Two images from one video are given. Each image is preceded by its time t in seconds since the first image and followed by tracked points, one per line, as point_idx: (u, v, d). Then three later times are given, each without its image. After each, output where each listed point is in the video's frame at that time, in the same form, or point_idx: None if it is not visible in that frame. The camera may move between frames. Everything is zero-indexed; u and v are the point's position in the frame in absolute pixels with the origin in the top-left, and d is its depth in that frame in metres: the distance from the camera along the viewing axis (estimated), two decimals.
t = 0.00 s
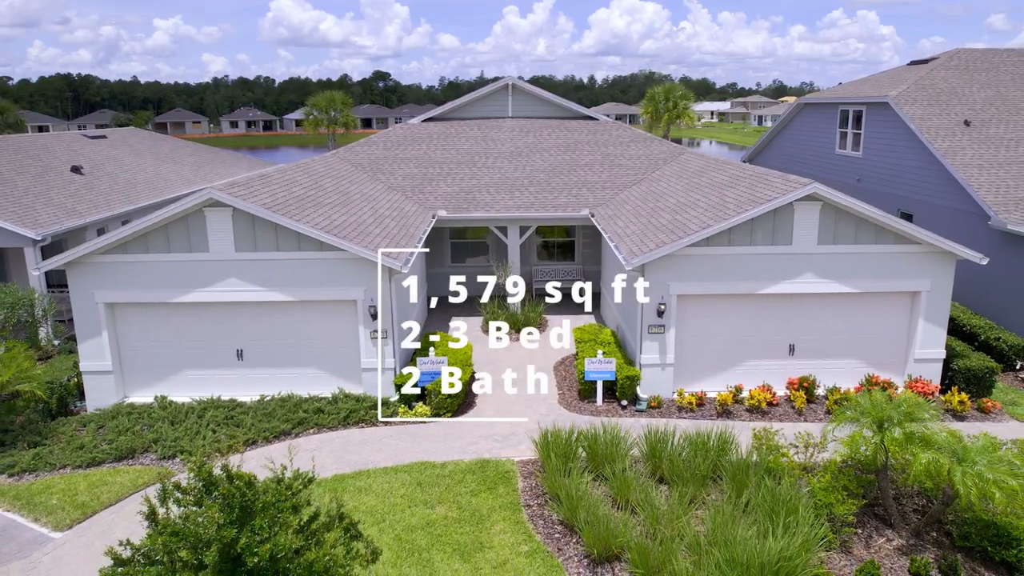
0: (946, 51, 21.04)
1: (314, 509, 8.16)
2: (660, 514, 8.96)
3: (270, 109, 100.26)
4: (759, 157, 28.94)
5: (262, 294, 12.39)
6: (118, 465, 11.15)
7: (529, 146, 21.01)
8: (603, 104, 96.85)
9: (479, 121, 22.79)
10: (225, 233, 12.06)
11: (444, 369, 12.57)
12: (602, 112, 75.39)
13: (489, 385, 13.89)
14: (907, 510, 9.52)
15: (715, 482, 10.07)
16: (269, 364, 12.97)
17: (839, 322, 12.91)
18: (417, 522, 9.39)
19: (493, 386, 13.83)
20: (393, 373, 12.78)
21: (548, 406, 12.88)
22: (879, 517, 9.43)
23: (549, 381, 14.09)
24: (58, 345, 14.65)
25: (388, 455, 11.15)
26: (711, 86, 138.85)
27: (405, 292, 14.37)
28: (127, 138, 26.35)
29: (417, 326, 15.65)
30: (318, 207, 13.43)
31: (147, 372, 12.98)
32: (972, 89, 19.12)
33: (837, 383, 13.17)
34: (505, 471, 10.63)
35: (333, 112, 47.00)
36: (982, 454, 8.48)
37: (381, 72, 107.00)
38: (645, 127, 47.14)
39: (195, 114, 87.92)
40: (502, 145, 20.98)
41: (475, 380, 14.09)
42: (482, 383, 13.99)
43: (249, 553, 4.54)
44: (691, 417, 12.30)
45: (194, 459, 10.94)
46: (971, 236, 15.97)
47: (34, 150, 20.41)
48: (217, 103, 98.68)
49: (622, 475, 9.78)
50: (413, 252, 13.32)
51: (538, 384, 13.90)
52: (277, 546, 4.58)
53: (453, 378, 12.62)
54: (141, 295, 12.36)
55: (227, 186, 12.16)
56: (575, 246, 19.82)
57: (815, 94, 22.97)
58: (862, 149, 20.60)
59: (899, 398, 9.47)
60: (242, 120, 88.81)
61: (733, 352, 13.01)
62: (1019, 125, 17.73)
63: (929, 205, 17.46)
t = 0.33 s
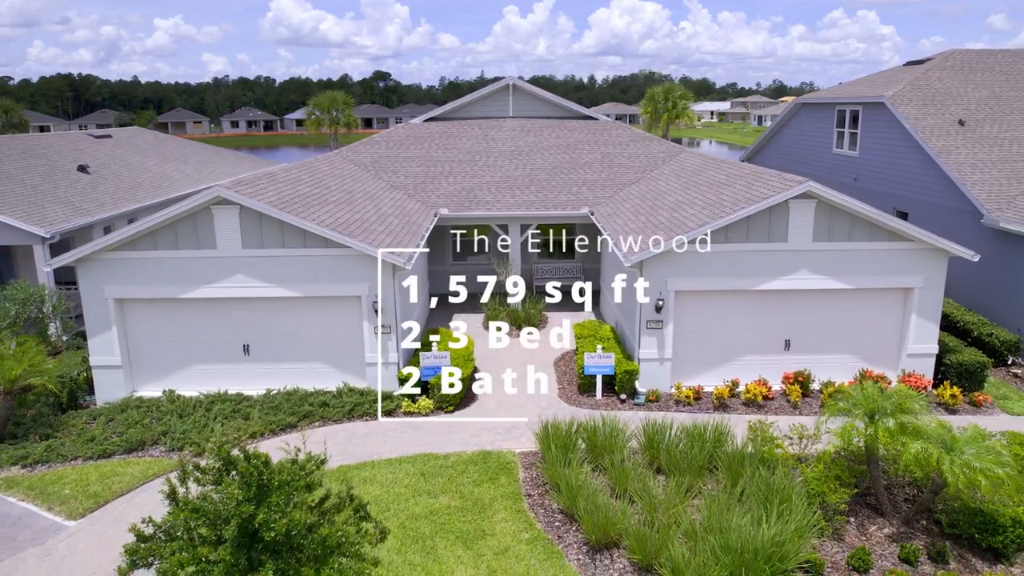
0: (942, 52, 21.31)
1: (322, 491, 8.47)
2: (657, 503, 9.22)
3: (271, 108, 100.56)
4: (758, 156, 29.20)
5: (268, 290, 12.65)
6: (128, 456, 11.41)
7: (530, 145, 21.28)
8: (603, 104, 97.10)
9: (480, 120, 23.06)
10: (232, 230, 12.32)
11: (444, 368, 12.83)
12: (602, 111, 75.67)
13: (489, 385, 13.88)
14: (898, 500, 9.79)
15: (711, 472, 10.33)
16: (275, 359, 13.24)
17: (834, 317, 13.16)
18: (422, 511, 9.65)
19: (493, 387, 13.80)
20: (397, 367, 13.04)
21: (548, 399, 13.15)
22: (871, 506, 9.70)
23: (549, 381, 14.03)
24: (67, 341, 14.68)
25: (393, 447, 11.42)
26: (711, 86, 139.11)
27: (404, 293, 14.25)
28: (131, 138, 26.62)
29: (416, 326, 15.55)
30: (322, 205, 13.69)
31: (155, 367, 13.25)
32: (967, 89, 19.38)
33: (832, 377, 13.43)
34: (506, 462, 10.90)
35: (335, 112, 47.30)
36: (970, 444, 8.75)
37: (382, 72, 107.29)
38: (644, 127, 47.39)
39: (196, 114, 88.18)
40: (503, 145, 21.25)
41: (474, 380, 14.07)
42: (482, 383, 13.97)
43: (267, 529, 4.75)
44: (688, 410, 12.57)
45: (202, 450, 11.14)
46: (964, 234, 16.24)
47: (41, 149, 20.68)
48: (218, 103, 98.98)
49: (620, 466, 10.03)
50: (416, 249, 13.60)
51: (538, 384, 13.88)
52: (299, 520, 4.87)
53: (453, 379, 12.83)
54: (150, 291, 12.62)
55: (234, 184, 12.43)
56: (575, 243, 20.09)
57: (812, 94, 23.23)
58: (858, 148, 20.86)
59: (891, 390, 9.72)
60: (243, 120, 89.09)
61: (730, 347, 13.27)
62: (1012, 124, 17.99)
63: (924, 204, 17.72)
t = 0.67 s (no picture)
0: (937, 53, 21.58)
1: (330, 475, 8.82)
2: (654, 491, 9.48)
3: (272, 108, 100.83)
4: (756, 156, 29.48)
5: (274, 286, 12.93)
6: (137, 448, 11.72)
7: (530, 144, 21.55)
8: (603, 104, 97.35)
9: (480, 120, 23.33)
10: (238, 227, 12.59)
11: (444, 368, 13.07)
12: (602, 111, 75.95)
13: (489, 385, 13.82)
14: (888, 489, 10.09)
15: (707, 463, 10.60)
16: (281, 354, 13.51)
17: (828, 312, 13.43)
18: (424, 500, 9.94)
19: (493, 386, 13.75)
20: (400, 361, 13.33)
21: (548, 393, 13.44)
22: (862, 495, 9.99)
23: (550, 381, 14.00)
24: (75, 337, 14.72)
25: (396, 438, 11.71)
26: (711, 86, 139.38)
27: (404, 292, 14.06)
28: (135, 137, 26.88)
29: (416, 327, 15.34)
30: (327, 203, 13.97)
31: (163, 361, 13.51)
32: (961, 89, 19.66)
33: (825, 371, 13.71)
34: (507, 453, 11.20)
35: (337, 112, 47.57)
36: (957, 433, 9.05)
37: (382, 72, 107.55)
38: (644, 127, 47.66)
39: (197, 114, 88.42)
40: (504, 144, 21.51)
41: (475, 380, 14.03)
42: (482, 383, 13.93)
43: (281, 505, 5.05)
44: (685, 403, 12.84)
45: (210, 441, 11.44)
46: (957, 232, 16.50)
47: (48, 148, 20.93)
48: (219, 103, 99.24)
49: (618, 456, 10.31)
50: (418, 246, 13.89)
51: (538, 383, 13.93)
52: (312, 497, 5.17)
53: (453, 379, 13.11)
54: (159, 287, 12.89)
55: (240, 182, 12.70)
56: (574, 241, 20.37)
57: (809, 94, 23.52)
58: (854, 147, 21.14)
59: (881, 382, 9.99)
60: (244, 120, 89.35)
61: (726, 341, 13.54)
62: (1006, 124, 18.25)
63: (918, 202, 18.01)
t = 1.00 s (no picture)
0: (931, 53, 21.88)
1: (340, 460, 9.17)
2: (652, 479, 9.76)
3: (272, 108, 101.10)
4: (754, 155, 29.77)
5: (281, 281, 13.22)
6: (148, 439, 12.04)
7: (531, 143, 21.84)
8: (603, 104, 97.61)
9: (481, 120, 23.63)
10: (246, 224, 12.88)
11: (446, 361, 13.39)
12: (602, 111, 76.24)
13: (489, 385, 13.80)
14: (880, 477, 10.41)
15: (703, 452, 10.89)
16: (287, 348, 13.81)
17: (822, 307, 13.72)
18: (429, 488, 10.25)
19: (493, 386, 13.73)
20: (403, 354, 13.65)
21: (549, 386, 13.74)
22: (854, 483, 10.30)
23: (550, 376, 14.23)
24: (84, 332, 15.08)
25: (401, 429, 12.02)
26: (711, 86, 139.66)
27: (404, 292, 13.74)
28: (140, 136, 27.17)
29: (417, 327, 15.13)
30: (332, 200, 14.27)
31: (171, 355, 13.80)
32: (956, 89, 19.95)
33: (820, 365, 14.01)
34: (509, 443, 11.51)
35: (339, 112, 47.88)
36: (945, 423, 9.36)
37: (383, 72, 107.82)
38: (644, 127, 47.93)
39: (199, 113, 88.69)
40: (504, 143, 21.79)
41: (475, 381, 14.00)
42: (482, 383, 13.92)
43: (298, 481, 5.33)
44: (683, 396, 13.14)
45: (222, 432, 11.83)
46: (951, 229, 16.79)
47: (55, 147, 21.22)
48: (220, 103, 99.52)
49: (616, 446, 10.61)
50: (421, 243, 14.19)
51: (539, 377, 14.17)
52: (327, 472, 5.48)
53: (452, 379, 13.39)
54: (168, 282, 13.18)
55: (248, 180, 12.99)
56: (574, 239, 20.67)
57: (806, 94, 23.82)
58: (850, 146, 21.44)
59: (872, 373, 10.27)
60: (245, 120, 89.63)
61: (723, 336, 13.83)
62: (999, 123, 18.54)
63: (913, 201, 18.31)
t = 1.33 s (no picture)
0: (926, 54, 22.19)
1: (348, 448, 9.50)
2: (648, 468, 10.05)
3: (274, 108, 101.40)
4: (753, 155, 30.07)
5: (286, 277, 13.52)
6: (158, 430, 12.36)
7: (532, 143, 22.15)
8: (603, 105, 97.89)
9: (482, 120, 23.94)
10: (253, 220, 13.18)
11: (450, 356, 13.71)
12: (602, 111, 76.57)
13: (489, 385, 13.83)
14: (870, 467, 10.73)
15: (699, 442, 11.20)
16: (293, 342, 14.11)
17: (817, 303, 14.02)
18: (432, 477, 10.57)
19: (493, 387, 13.73)
20: (406, 349, 13.94)
21: (549, 379, 14.04)
22: (846, 473, 10.62)
23: (550, 370, 14.51)
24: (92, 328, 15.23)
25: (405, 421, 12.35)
26: (711, 86, 139.95)
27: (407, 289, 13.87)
28: (145, 136, 27.48)
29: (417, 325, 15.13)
30: (336, 198, 14.57)
31: (180, 349, 14.10)
32: (950, 89, 20.25)
33: (814, 359, 14.32)
34: (510, 435, 11.83)
35: (341, 112, 48.17)
36: (931, 413, 9.67)
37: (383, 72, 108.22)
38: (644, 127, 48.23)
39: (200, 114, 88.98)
40: (506, 143, 22.09)
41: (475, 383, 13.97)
42: (482, 384, 13.94)
43: (311, 460, 5.63)
44: (680, 389, 13.44)
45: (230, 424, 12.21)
46: (944, 227, 17.10)
47: (62, 146, 21.52)
48: (222, 103, 99.82)
49: (615, 436, 10.92)
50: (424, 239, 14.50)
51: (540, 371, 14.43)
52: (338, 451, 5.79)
53: (452, 379, 13.70)
54: (177, 278, 13.48)
55: (255, 178, 13.29)
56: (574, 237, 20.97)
57: (803, 94, 24.13)
58: (846, 146, 21.74)
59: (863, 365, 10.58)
60: (246, 120, 89.93)
61: (720, 331, 14.13)
62: (992, 123, 18.85)
63: (907, 199, 18.60)
